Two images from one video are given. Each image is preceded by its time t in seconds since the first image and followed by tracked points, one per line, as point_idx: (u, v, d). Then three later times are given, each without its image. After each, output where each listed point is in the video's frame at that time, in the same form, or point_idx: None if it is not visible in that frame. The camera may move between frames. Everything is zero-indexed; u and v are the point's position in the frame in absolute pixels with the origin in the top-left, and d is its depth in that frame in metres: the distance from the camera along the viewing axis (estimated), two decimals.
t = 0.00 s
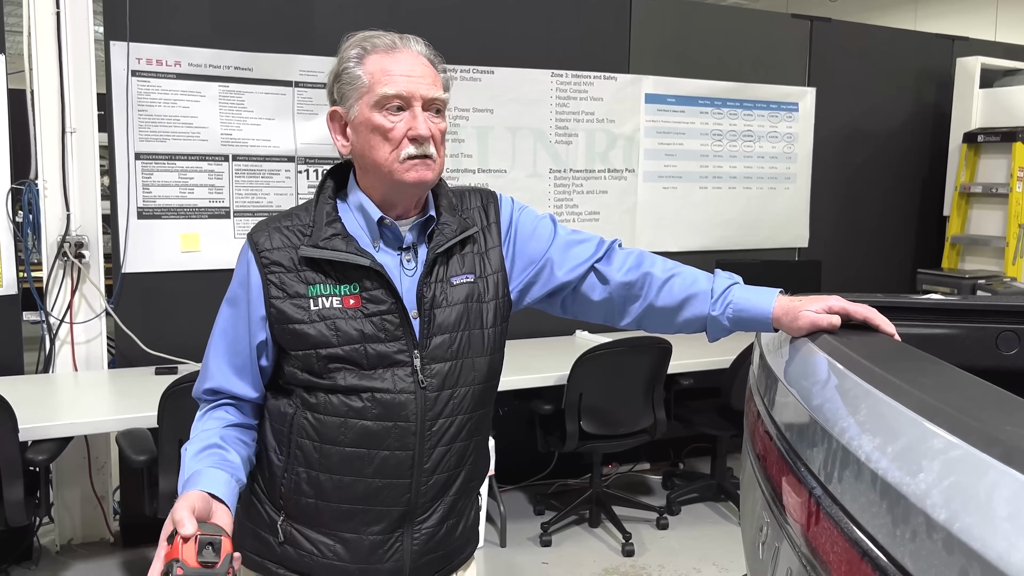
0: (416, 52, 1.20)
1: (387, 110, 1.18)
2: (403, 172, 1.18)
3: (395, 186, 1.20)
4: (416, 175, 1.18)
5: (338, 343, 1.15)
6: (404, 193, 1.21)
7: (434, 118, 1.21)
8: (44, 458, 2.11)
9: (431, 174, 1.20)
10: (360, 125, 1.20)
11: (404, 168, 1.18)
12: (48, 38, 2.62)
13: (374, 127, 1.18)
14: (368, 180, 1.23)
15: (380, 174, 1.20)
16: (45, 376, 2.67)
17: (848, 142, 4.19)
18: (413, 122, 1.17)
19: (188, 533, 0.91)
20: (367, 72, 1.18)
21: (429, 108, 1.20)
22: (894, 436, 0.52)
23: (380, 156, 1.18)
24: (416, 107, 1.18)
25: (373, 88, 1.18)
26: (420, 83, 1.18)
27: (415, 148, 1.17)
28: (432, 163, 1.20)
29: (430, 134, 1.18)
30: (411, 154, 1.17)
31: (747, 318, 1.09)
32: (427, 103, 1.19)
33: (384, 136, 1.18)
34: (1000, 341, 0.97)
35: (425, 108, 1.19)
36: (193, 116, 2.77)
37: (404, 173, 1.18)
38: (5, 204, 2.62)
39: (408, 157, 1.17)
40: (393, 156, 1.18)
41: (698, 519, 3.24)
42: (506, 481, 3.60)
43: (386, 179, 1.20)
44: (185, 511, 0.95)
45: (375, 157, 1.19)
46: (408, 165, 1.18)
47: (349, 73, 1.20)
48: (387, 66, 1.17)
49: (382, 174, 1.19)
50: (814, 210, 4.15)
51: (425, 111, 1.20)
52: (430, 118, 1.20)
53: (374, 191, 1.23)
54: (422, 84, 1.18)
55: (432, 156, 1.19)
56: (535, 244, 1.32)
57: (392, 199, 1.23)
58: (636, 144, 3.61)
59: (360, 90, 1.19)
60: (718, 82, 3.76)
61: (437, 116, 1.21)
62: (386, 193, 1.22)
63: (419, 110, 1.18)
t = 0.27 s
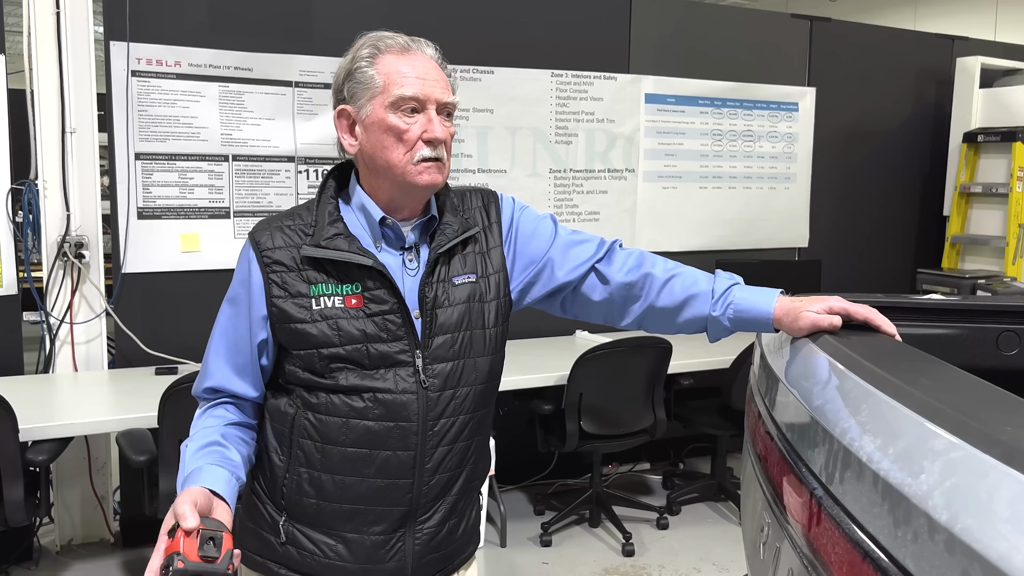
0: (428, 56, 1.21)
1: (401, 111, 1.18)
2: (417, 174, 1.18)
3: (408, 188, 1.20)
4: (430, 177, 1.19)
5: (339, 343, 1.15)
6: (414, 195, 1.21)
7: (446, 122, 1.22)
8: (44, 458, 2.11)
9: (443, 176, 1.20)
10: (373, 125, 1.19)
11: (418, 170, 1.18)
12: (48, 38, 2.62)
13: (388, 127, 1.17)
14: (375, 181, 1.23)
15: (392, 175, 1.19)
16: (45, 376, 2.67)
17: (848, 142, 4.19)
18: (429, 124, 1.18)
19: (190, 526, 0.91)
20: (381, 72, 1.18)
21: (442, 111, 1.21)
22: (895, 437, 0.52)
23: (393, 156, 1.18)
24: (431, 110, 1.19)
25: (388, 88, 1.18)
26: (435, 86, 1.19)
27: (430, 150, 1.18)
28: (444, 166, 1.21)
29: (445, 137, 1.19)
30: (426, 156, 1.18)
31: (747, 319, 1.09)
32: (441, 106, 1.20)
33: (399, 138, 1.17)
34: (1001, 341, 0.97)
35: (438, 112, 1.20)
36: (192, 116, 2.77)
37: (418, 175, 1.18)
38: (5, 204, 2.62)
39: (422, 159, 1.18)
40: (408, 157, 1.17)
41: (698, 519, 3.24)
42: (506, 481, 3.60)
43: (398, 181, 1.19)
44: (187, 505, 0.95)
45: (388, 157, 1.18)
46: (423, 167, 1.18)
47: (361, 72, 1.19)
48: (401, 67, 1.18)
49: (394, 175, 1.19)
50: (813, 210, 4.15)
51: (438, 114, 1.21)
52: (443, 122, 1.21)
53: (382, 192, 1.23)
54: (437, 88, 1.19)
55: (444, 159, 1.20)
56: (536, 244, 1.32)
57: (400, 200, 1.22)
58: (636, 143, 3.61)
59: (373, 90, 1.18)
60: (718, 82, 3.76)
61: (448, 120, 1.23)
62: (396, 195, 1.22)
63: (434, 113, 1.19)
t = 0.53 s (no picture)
0: (435, 57, 1.21)
1: (406, 112, 1.18)
2: (418, 176, 1.18)
3: (409, 189, 1.20)
4: (431, 179, 1.19)
5: (343, 343, 1.15)
6: (416, 196, 1.22)
7: (449, 124, 1.22)
8: (44, 459, 2.10)
9: (444, 178, 1.21)
10: (376, 125, 1.19)
11: (420, 171, 1.18)
12: (48, 38, 2.62)
13: (391, 127, 1.18)
14: (377, 180, 1.23)
15: (394, 175, 1.20)
16: (45, 377, 2.67)
17: (848, 142, 4.19)
18: (432, 126, 1.18)
19: None
20: (386, 72, 1.18)
21: (446, 113, 1.21)
22: (896, 437, 0.52)
23: (395, 157, 1.18)
24: (435, 112, 1.19)
25: (392, 88, 1.18)
26: (440, 88, 1.19)
27: (433, 152, 1.18)
28: (446, 168, 1.21)
29: (447, 139, 1.19)
30: (429, 157, 1.18)
31: (748, 319, 1.09)
32: (445, 108, 1.20)
33: (402, 138, 1.18)
34: (1001, 341, 0.97)
35: (442, 113, 1.20)
36: (192, 116, 2.77)
37: (420, 175, 1.18)
38: (5, 204, 2.62)
39: (425, 161, 1.18)
40: (409, 159, 1.18)
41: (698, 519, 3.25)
42: (506, 481, 3.60)
43: (400, 181, 1.20)
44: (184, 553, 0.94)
45: (390, 157, 1.18)
46: (424, 169, 1.18)
47: (367, 72, 1.19)
48: (407, 68, 1.17)
49: (396, 175, 1.19)
50: (813, 210, 4.15)
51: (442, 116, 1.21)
52: (446, 123, 1.21)
53: (384, 192, 1.23)
54: (441, 90, 1.19)
55: (446, 162, 1.21)
56: (537, 245, 1.32)
57: (402, 200, 1.23)
58: (636, 144, 3.61)
59: (378, 90, 1.18)
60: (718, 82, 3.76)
61: (451, 122, 1.23)
62: (397, 195, 1.22)
63: (437, 115, 1.19)
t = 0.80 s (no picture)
0: (435, 56, 1.21)
1: (401, 109, 1.18)
2: (411, 173, 1.18)
3: (404, 186, 1.20)
4: (423, 176, 1.18)
5: (346, 344, 1.15)
6: (410, 193, 1.21)
7: (446, 122, 1.21)
8: (44, 459, 2.10)
9: (439, 176, 1.20)
10: (373, 122, 1.19)
11: (411, 168, 1.18)
12: (47, 37, 2.61)
13: (386, 124, 1.18)
14: (374, 177, 1.23)
15: (388, 171, 1.20)
16: (44, 377, 2.67)
17: (848, 142, 4.19)
18: (426, 123, 1.17)
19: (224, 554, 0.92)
20: (385, 70, 1.18)
21: (442, 111, 1.20)
22: (897, 437, 0.52)
23: (389, 154, 1.18)
24: (430, 109, 1.19)
25: (390, 86, 1.18)
26: (437, 87, 1.19)
27: (424, 148, 1.17)
28: (441, 166, 1.20)
29: (441, 136, 1.18)
30: (420, 154, 1.17)
31: (748, 320, 1.09)
32: (441, 106, 1.20)
33: (395, 134, 1.18)
34: (1001, 342, 0.97)
35: (438, 112, 1.20)
36: (192, 116, 2.77)
37: (410, 172, 1.18)
38: (5, 204, 2.62)
39: (416, 158, 1.17)
40: (402, 155, 1.17)
41: (698, 520, 3.25)
42: (506, 481, 3.60)
43: (393, 178, 1.20)
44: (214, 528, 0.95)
45: (385, 154, 1.19)
46: (417, 166, 1.18)
47: (366, 69, 1.20)
48: (405, 66, 1.18)
49: (389, 171, 1.19)
50: (813, 210, 4.15)
51: (438, 114, 1.20)
52: (442, 122, 1.21)
53: (381, 190, 1.23)
54: (439, 88, 1.19)
55: (441, 160, 1.20)
56: (537, 246, 1.32)
57: (399, 199, 1.23)
58: (636, 144, 3.61)
59: (376, 88, 1.19)
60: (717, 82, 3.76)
61: (449, 120, 1.22)
62: (393, 193, 1.22)
63: (433, 112, 1.19)
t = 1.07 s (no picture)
0: (430, 55, 1.20)
1: (395, 109, 1.18)
2: (405, 174, 1.18)
3: (399, 187, 1.20)
4: (417, 177, 1.19)
5: (345, 344, 1.15)
6: (406, 194, 1.21)
7: (441, 122, 1.21)
8: (44, 459, 2.10)
9: (434, 176, 1.20)
10: (368, 123, 1.20)
11: (406, 169, 1.18)
12: (47, 37, 2.61)
13: (380, 126, 1.18)
14: (372, 177, 1.24)
15: (383, 172, 1.20)
16: (44, 377, 2.67)
17: (847, 143, 4.20)
18: (419, 124, 1.17)
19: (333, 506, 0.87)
20: (379, 71, 1.18)
21: (437, 111, 1.20)
22: (898, 437, 0.52)
23: (384, 155, 1.19)
24: (424, 109, 1.18)
25: (383, 87, 1.18)
26: (431, 86, 1.18)
27: (418, 149, 1.17)
28: (436, 165, 1.20)
29: (435, 136, 1.18)
30: (414, 155, 1.17)
31: (748, 320, 1.09)
32: (435, 106, 1.19)
33: (389, 136, 1.18)
34: (1001, 342, 0.97)
35: (432, 111, 1.20)
36: (192, 116, 2.77)
37: (405, 173, 1.18)
38: (5, 205, 2.62)
39: (410, 158, 1.17)
40: (396, 157, 1.18)
41: (698, 520, 3.25)
42: (505, 481, 3.60)
43: (389, 178, 1.20)
44: (297, 515, 0.84)
45: (380, 156, 1.19)
46: (411, 166, 1.18)
47: (361, 71, 1.20)
48: (399, 67, 1.18)
49: (384, 172, 1.20)
50: (813, 211, 4.15)
51: (433, 114, 1.20)
52: (438, 121, 1.20)
53: (378, 191, 1.24)
54: (432, 88, 1.18)
55: (436, 160, 1.20)
56: (537, 246, 1.32)
57: (396, 199, 1.23)
58: (636, 144, 3.61)
59: (371, 89, 1.19)
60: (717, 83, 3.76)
61: (445, 119, 1.22)
62: (390, 194, 1.23)
63: (426, 112, 1.18)
